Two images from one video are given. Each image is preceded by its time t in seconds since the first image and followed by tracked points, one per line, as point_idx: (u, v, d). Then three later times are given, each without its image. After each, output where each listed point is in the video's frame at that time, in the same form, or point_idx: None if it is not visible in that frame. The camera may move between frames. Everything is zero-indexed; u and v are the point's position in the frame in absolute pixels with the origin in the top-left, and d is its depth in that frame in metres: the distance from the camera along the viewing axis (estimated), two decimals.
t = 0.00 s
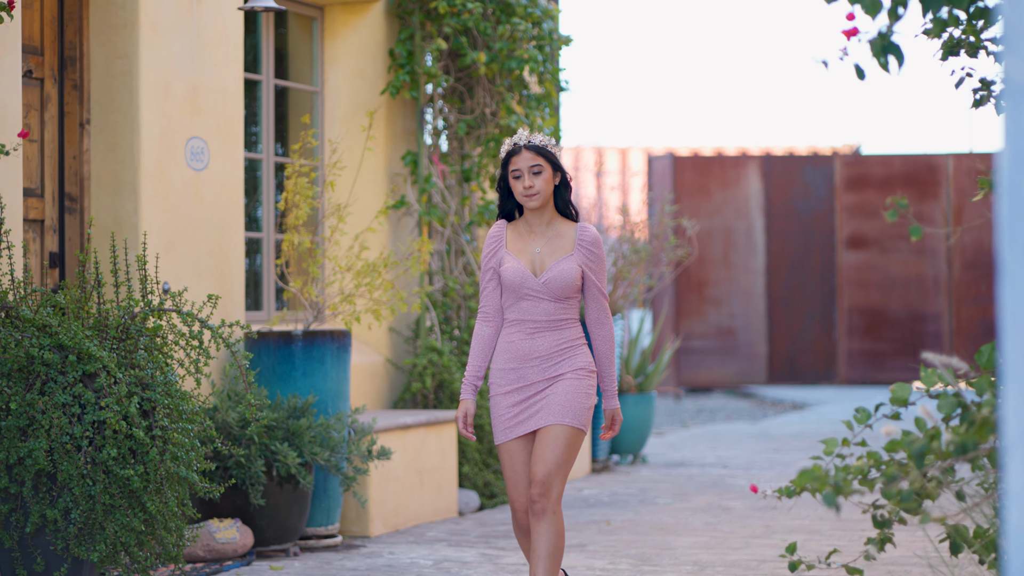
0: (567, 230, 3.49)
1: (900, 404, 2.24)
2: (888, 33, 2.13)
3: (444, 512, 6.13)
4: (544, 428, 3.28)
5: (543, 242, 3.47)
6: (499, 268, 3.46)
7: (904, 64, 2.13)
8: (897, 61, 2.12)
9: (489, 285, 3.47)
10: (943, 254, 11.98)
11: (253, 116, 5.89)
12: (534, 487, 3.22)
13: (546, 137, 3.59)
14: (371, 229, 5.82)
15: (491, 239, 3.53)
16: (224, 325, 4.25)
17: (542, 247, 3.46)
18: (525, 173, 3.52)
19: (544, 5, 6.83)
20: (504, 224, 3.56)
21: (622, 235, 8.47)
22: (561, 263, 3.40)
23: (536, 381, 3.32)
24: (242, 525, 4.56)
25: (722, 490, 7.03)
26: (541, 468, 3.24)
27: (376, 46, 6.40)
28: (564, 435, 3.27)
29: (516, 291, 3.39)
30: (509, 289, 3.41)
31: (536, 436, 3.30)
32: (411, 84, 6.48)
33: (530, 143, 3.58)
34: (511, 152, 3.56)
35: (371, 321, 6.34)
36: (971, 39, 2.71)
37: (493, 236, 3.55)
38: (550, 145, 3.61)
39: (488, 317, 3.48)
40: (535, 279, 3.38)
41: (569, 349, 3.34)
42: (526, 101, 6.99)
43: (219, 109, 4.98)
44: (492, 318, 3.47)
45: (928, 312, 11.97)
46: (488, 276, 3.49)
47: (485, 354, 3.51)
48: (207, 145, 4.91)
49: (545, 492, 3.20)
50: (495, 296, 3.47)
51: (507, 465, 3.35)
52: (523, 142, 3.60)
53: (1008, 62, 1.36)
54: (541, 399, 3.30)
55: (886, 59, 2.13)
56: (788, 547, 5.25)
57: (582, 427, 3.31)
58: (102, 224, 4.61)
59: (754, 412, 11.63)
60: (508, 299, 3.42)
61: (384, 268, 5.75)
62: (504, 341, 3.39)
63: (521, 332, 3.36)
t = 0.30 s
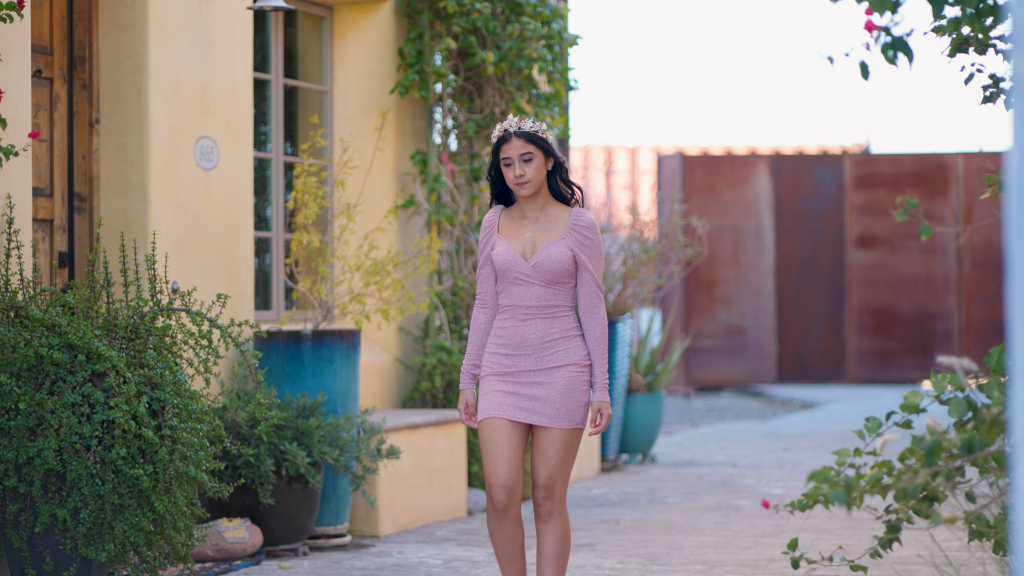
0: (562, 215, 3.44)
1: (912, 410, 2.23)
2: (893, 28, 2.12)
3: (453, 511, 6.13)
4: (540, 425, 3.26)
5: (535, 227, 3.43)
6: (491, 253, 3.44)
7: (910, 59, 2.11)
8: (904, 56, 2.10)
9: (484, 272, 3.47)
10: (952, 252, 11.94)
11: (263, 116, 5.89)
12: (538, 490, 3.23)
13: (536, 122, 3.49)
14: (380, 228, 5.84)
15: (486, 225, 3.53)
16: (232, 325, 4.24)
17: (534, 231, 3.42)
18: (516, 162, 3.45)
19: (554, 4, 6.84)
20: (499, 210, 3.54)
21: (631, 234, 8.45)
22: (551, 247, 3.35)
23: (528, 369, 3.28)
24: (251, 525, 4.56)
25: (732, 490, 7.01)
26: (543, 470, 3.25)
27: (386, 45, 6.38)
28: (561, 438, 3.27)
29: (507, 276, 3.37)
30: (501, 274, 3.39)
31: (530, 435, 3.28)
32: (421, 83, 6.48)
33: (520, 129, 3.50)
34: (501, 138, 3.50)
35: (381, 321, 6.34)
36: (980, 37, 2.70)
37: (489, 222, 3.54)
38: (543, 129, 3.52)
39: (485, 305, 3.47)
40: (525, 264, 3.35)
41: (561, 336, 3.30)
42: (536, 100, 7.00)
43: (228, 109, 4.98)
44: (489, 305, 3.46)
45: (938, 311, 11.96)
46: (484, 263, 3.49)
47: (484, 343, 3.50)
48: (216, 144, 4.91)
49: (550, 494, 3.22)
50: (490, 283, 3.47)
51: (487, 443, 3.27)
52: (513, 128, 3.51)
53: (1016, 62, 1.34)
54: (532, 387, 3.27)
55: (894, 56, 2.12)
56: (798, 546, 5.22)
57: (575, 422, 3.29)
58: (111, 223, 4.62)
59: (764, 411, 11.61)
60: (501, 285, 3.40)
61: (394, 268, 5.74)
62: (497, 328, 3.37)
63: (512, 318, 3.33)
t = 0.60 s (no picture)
0: (548, 218, 3.33)
1: (914, 410, 2.24)
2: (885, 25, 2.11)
3: (455, 511, 6.12)
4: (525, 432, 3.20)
5: (522, 231, 3.33)
6: (478, 260, 3.37)
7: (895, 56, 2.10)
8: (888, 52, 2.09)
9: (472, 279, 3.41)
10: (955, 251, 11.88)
11: (265, 115, 5.88)
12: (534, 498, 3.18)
13: (520, 124, 3.40)
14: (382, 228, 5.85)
15: (472, 232, 3.44)
16: (234, 324, 4.23)
17: (520, 237, 3.33)
18: (499, 165, 3.36)
19: (555, 4, 6.85)
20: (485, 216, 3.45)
21: (633, 234, 8.43)
22: (537, 253, 3.26)
23: (511, 377, 3.21)
24: (254, 524, 4.56)
25: (734, 489, 7.01)
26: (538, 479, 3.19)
27: (388, 45, 6.38)
28: (551, 446, 3.21)
29: (492, 282, 3.29)
30: (487, 281, 3.32)
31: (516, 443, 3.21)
32: (423, 83, 6.49)
33: (504, 131, 3.40)
34: (484, 142, 3.40)
35: (383, 321, 6.34)
36: (983, 36, 2.69)
37: (476, 229, 3.46)
38: (527, 131, 3.42)
39: (474, 312, 3.42)
40: (511, 270, 3.27)
41: (546, 345, 3.22)
42: (537, 100, 7.03)
43: (230, 109, 4.98)
44: (477, 312, 3.41)
45: (940, 310, 11.94)
46: (472, 270, 3.42)
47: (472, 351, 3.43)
48: (218, 144, 4.91)
49: (546, 503, 3.17)
50: (479, 289, 3.41)
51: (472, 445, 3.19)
52: (496, 130, 3.41)
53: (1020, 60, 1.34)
54: (514, 395, 3.19)
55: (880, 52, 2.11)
56: (800, 546, 5.22)
57: (562, 431, 3.21)
58: (113, 223, 4.62)
59: (766, 410, 11.61)
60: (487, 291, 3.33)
61: (396, 267, 5.76)
62: (482, 335, 3.30)
63: (497, 325, 3.26)
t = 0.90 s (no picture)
0: (531, 228, 3.24)
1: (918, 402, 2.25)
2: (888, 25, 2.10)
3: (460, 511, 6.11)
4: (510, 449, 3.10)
5: (506, 242, 3.24)
6: (461, 274, 3.26)
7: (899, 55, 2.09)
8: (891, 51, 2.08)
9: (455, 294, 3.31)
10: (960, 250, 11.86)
11: (269, 115, 5.88)
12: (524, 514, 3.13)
13: (500, 130, 3.34)
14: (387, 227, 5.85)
15: (455, 247, 3.33)
16: (238, 325, 4.21)
17: (504, 248, 3.23)
18: (480, 172, 3.29)
19: (559, 3, 6.86)
20: (467, 230, 3.35)
21: (637, 233, 8.42)
22: (522, 265, 3.16)
23: (496, 393, 3.10)
24: (258, 524, 4.56)
25: (738, 489, 6.99)
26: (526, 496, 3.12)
27: (392, 45, 6.39)
28: (537, 464, 3.13)
29: (476, 296, 3.18)
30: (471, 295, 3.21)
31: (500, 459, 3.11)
32: (427, 83, 6.50)
33: (484, 138, 3.34)
34: (463, 150, 3.34)
35: (387, 320, 6.33)
36: (987, 34, 2.67)
37: (458, 244, 3.35)
38: (507, 139, 3.36)
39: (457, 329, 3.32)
40: (496, 283, 3.16)
41: (533, 360, 3.12)
42: (542, 100, 7.04)
43: (234, 108, 4.99)
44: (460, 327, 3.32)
45: (945, 310, 11.90)
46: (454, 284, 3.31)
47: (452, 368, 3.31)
48: (222, 144, 4.91)
49: (536, 518, 3.12)
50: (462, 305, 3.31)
51: (453, 462, 3.08)
52: (477, 137, 3.35)
53: None
54: (500, 412, 3.09)
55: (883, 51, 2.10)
56: (803, 545, 5.21)
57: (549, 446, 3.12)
58: (118, 223, 4.62)
59: (770, 410, 11.58)
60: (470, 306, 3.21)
61: (400, 267, 5.76)
62: (465, 351, 3.18)
63: (481, 340, 3.15)
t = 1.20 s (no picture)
0: (533, 216, 3.18)
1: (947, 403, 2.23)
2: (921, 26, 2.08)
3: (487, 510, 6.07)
4: (517, 444, 3.03)
5: (508, 231, 3.16)
6: (463, 264, 3.17)
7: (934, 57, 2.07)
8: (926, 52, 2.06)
9: (455, 286, 3.23)
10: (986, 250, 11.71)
11: (295, 115, 5.89)
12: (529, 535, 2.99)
13: (498, 116, 3.27)
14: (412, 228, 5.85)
15: (453, 237, 3.26)
16: (265, 325, 4.20)
17: (507, 236, 3.16)
18: (479, 158, 3.22)
19: (584, 3, 6.83)
20: (466, 219, 3.27)
21: (663, 233, 8.37)
22: (527, 252, 3.09)
23: (504, 385, 3.04)
24: (285, 524, 4.57)
25: (765, 489, 6.93)
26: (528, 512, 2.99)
27: (417, 45, 6.38)
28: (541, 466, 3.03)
29: (483, 286, 3.11)
30: (475, 285, 3.13)
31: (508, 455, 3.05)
32: (452, 83, 6.47)
33: (482, 124, 3.27)
34: (462, 138, 3.28)
35: (413, 320, 6.32)
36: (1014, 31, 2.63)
37: (456, 234, 3.27)
38: (506, 125, 3.29)
39: (458, 322, 3.24)
40: (502, 272, 3.09)
41: (541, 350, 3.06)
42: (567, 100, 6.98)
43: (259, 108, 4.99)
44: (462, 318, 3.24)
45: (973, 309, 11.74)
46: (455, 274, 3.23)
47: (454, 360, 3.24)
48: (248, 144, 4.92)
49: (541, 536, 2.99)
50: (463, 296, 3.24)
51: (462, 456, 3.04)
52: (475, 123, 3.28)
53: None
54: (509, 404, 3.03)
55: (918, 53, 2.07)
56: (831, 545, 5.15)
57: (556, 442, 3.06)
58: (144, 223, 4.64)
59: (797, 410, 11.48)
60: (475, 296, 3.14)
61: (426, 268, 5.75)
62: (470, 342, 3.11)
63: (488, 331, 3.08)
